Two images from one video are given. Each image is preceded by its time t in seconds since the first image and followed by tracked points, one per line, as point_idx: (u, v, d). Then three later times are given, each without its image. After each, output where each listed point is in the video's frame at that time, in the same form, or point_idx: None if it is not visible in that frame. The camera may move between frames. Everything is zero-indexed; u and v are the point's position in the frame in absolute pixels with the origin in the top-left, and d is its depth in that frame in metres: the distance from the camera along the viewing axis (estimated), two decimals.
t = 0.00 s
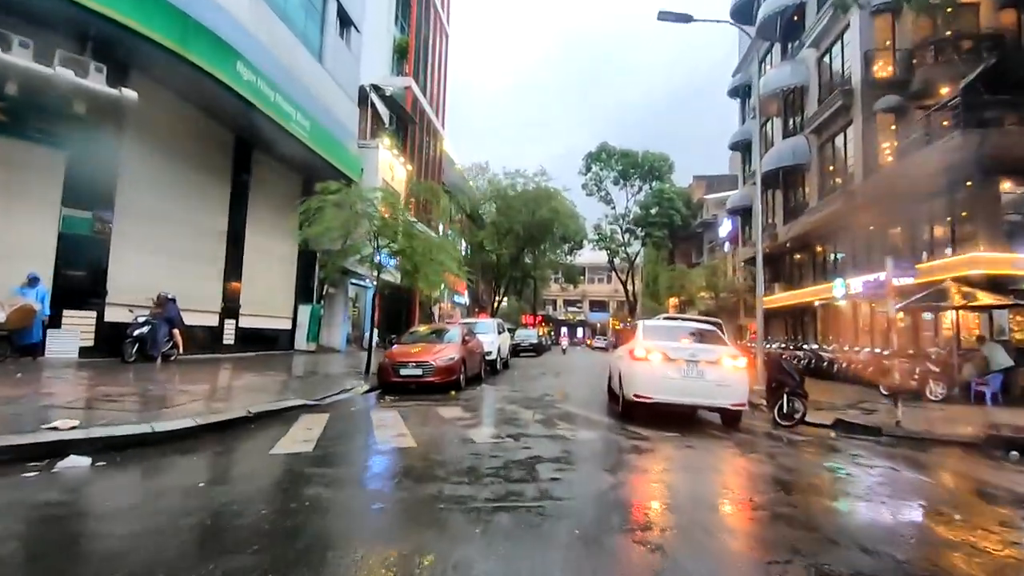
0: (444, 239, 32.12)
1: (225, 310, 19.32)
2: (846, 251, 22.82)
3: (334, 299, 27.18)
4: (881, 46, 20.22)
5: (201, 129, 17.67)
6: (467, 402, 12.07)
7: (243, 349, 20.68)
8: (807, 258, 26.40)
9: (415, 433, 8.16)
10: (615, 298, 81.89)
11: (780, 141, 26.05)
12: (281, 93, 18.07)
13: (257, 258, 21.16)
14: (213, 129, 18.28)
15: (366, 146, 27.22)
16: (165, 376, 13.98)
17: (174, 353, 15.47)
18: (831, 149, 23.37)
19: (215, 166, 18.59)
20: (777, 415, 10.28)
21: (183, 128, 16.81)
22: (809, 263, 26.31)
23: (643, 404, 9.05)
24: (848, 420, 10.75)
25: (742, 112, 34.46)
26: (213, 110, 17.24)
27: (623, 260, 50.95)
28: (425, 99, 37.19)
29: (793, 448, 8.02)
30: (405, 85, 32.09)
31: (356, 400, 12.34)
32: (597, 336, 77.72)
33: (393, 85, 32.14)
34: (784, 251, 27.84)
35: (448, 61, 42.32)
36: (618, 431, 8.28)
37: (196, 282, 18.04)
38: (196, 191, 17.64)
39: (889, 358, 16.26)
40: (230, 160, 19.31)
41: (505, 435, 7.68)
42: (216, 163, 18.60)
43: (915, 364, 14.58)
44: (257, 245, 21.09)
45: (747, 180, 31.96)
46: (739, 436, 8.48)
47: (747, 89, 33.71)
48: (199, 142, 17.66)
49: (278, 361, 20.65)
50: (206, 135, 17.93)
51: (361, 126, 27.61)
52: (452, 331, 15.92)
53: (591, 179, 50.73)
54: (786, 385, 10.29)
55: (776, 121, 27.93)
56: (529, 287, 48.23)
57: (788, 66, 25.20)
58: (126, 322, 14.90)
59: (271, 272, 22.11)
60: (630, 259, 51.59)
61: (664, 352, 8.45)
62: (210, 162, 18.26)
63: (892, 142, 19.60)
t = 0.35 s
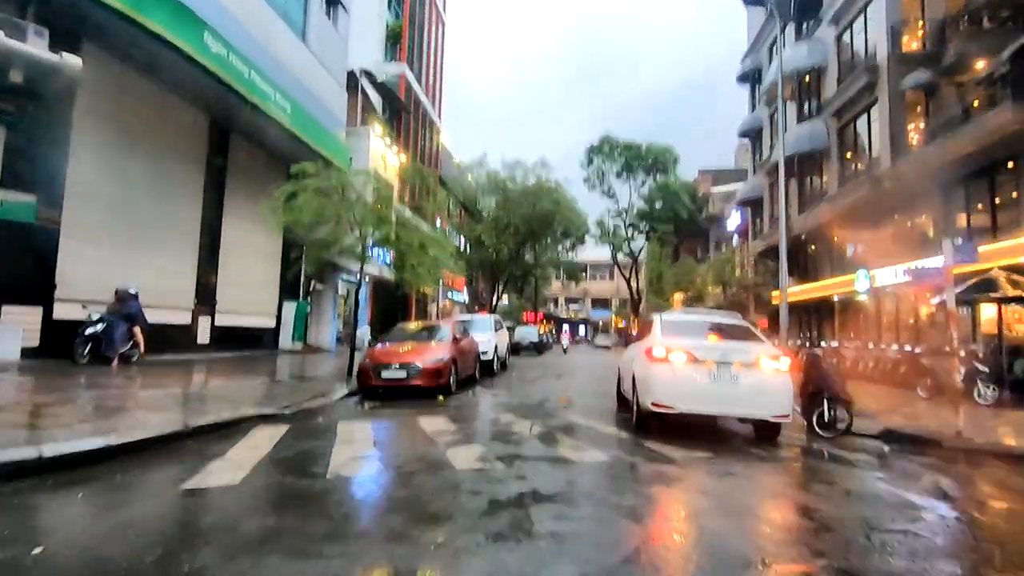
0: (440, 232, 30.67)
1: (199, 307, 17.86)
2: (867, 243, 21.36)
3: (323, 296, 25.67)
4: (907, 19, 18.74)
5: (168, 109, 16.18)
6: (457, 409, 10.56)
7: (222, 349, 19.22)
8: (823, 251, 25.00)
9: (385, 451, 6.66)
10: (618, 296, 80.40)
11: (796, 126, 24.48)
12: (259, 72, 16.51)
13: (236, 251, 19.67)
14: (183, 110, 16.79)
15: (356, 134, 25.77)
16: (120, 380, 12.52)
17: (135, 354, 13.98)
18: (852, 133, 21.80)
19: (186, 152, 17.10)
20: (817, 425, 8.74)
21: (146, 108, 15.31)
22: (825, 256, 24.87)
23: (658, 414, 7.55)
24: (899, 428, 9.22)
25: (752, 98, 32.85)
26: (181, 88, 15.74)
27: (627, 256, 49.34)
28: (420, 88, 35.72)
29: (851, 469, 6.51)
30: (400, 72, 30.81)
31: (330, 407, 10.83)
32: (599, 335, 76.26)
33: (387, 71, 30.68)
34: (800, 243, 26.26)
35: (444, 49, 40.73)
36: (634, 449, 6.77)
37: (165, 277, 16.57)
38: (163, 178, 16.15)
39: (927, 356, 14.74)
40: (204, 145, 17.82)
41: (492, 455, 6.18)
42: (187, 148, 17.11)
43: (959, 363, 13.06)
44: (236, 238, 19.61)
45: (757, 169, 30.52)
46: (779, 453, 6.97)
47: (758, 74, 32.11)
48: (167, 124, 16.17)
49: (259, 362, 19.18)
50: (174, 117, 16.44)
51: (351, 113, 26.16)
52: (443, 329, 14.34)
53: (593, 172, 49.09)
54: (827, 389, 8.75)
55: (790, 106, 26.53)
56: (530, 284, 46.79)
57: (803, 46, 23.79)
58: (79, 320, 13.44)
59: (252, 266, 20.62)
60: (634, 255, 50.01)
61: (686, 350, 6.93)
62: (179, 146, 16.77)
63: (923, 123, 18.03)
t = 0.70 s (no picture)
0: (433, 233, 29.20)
1: (165, 312, 16.40)
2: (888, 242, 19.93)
3: (307, 300, 24.18)
4: None
5: (124, 94, 14.74)
6: (439, 428, 9.01)
7: (192, 358, 17.70)
8: (837, 251, 23.55)
9: (332, 492, 5.12)
10: (618, 301, 78.89)
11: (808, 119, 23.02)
12: (228, 56, 15.02)
13: (207, 251, 18.15)
14: (142, 96, 15.35)
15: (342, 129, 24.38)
16: (60, 395, 11.06)
17: (81, 364, 12.49)
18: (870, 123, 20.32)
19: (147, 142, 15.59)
20: (869, 449, 7.24)
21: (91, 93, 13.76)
22: (840, 257, 23.43)
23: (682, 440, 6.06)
24: (965, 451, 7.72)
25: (758, 93, 31.39)
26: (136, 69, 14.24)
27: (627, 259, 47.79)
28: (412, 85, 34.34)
29: (940, 514, 4.97)
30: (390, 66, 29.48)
31: (292, 425, 9.33)
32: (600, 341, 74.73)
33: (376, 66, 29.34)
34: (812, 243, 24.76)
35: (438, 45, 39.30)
36: (654, 489, 5.25)
37: (122, 278, 15.06)
38: (116, 168, 14.66)
39: (968, 365, 13.25)
40: (168, 135, 16.34)
41: (467, 501, 4.70)
42: (148, 137, 15.62)
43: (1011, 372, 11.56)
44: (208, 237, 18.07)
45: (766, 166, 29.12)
46: (837, 490, 5.49)
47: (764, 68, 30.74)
48: (122, 109, 14.67)
49: (232, 372, 17.69)
50: (131, 102, 14.96)
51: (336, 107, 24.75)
52: (430, 335, 12.75)
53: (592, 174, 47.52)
54: (881, 407, 7.25)
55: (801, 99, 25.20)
56: (529, 289, 45.32)
57: (815, 33, 22.44)
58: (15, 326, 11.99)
59: (227, 268, 19.11)
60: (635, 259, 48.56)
61: (717, 359, 5.44)
62: (138, 135, 15.22)
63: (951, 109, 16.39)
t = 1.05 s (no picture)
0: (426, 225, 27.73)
1: (124, 306, 14.95)
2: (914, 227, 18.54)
3: (289, 294, 22.68)
4: None
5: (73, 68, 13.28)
6: (416, 438, 7.53)
7: (155, 356, 16.22)
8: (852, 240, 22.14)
9: (238, 553, 3.70)
10: (619, 296, 77.52)
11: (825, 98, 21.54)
12: (195, 17, 13.41)
13: (171, 239, 16.62)
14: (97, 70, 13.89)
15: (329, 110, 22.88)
16: None
17: (14, 364, 11.05)
18: (896, 100, 18.79)
19: (99, 116, 14.12)
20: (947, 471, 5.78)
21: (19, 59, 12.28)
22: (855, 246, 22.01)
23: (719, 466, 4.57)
24: None
25: (768, 75, 29.87)
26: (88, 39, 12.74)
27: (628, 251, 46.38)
28: (404, 67, 32.83)
29: None
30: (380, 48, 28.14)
31: (244, 434, 7.84)
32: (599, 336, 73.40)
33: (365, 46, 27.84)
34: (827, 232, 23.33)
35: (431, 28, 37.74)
36: (687, 539, 3.82)
37: (72, 266, 13.63)
38: (62, 147, 13.24)
39: (1013, 363, 11.91)
40: (128, 112, 14.89)
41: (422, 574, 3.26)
42: (102, 114, 14.17)
43: None
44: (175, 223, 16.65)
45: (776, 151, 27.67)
46: (937, 540, 4.02)
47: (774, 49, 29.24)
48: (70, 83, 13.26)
49: (202, 370, 16.27)
50: (82, 75, 13.52)
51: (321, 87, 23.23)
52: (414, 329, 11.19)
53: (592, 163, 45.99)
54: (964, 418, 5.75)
55: (816, 78, 23.72)
56: (527, 282, 43.93)
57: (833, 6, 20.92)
58: None
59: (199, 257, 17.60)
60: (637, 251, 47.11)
61: (774, 356, 4.00)
62: (82, 110, 13.70)
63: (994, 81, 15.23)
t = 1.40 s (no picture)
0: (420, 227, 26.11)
1: (77, 308, 13.49)
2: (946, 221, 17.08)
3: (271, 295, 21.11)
4: None
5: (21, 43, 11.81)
6: (383, 466, 6.09)
7: (117, 362, 14.78)
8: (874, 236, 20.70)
9: None
10: (621, 299, 75.97)
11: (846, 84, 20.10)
12: None
13: (133, 230, 15.01)
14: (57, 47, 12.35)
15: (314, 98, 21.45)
16: None
17: None
18: (925, 84, 17.37)
19: (54, 98, 12.71)
20: None
21: None
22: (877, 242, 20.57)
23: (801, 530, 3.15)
24: None
25: (779, 66, 28.47)
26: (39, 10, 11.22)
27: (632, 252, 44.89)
28: (399, 60, 31.46)
29: None
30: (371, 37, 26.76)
31: (174, 461, 6.41)
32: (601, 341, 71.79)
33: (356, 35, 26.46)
34: (846, 228, 21.89)
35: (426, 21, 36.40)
36: None
37: (19, 262, 12.30)
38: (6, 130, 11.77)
39: None
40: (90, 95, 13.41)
41: None
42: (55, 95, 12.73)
43: None
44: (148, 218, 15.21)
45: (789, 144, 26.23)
46: None
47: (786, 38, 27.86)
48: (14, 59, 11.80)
49: (170, 377, 14.82)
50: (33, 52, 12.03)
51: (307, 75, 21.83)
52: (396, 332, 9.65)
53: (594, 161, 44.48)
54: None
55: (834, 65, 22.29)
56: (527, 285, 42.46)
57: None
58: None
59: (168, 255, 16.17)
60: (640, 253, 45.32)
61: (905, 373, 2.76)
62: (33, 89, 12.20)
63: None
